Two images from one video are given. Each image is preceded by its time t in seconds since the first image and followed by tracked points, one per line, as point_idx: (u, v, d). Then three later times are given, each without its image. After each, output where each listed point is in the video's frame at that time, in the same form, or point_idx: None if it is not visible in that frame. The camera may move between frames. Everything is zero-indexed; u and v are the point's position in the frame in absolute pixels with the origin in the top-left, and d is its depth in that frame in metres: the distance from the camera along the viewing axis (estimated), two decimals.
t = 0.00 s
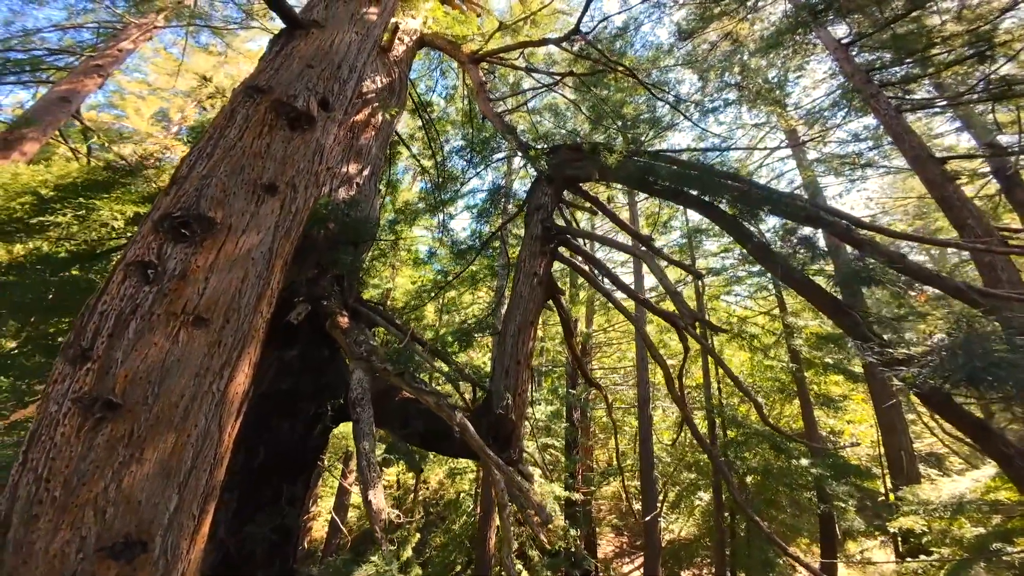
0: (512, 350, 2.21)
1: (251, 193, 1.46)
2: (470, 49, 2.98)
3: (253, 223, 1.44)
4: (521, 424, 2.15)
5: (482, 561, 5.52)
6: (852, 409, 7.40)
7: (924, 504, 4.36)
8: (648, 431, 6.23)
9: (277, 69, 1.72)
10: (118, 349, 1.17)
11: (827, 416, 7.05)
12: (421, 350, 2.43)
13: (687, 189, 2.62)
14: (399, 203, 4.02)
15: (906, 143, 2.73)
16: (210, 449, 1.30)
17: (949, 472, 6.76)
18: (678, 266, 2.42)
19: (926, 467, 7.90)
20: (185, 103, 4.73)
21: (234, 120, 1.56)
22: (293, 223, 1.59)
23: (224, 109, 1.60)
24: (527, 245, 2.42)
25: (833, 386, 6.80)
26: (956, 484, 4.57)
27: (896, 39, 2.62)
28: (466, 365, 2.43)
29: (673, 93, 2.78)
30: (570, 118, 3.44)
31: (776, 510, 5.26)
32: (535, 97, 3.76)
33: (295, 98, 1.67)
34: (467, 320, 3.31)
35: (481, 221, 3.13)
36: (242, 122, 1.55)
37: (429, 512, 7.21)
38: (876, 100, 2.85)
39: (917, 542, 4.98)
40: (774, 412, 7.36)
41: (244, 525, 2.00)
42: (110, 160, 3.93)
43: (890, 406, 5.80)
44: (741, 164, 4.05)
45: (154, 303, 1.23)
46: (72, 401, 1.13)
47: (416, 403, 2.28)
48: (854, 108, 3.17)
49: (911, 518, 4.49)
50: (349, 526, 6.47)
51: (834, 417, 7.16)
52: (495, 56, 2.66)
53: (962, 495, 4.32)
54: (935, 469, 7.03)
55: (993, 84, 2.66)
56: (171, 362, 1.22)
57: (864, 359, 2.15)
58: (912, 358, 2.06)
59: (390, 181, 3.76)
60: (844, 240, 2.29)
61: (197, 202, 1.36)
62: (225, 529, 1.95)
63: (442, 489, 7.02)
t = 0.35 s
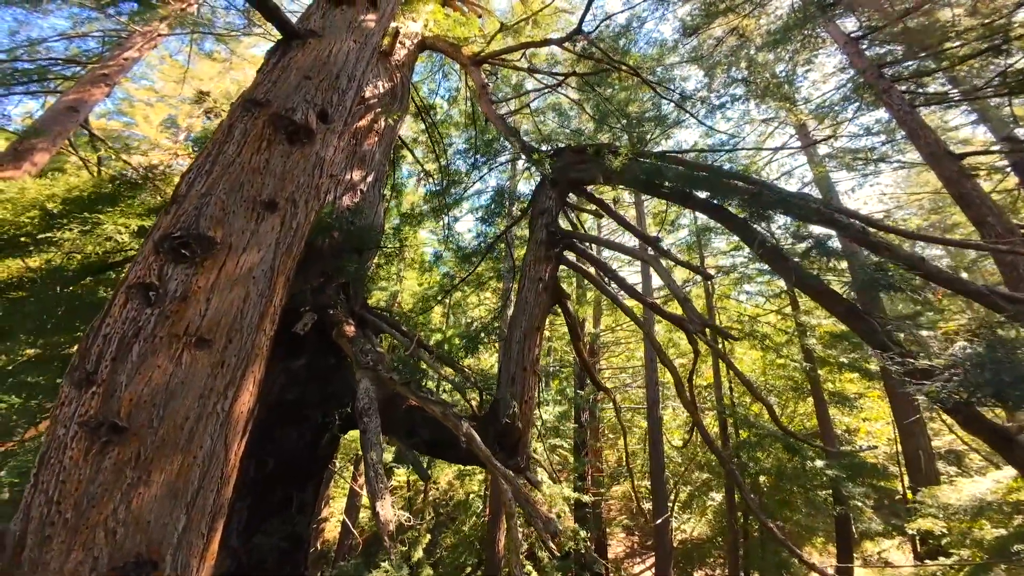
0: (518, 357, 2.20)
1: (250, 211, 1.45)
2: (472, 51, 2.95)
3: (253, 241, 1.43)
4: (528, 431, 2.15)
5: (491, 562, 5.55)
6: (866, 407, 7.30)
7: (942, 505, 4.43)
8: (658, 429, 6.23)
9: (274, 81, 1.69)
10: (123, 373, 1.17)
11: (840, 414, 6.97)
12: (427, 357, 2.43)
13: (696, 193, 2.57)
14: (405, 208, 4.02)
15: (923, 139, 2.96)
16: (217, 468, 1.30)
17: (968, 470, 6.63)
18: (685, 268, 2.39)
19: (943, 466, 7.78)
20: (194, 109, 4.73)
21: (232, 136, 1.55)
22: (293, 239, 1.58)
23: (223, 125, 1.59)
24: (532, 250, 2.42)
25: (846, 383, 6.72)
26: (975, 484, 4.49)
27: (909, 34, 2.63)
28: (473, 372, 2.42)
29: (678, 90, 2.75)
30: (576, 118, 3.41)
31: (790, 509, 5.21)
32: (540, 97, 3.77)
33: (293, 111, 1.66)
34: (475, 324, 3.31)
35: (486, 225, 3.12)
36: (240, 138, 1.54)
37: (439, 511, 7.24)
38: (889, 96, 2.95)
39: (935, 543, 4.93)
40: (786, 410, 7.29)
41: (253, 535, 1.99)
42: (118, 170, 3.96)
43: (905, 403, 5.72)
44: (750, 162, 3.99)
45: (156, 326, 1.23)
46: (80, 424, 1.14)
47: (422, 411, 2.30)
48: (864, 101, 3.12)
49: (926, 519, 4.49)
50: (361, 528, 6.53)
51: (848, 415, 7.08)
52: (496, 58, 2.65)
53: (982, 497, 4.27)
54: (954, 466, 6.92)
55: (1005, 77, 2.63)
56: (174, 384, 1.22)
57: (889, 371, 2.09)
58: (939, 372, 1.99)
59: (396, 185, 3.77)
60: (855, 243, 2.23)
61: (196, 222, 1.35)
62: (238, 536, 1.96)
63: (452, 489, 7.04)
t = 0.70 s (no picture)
0: (524, 363, 2.19)
1: (247, 229, 1.43)
2: (470, 51, 2.95)
3: (251, 260, 1.41)
4: (535, 439, 2.15)
5: (502, 562, 5.53)
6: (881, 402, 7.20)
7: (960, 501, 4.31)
8: (668, 425, 6.21)
9: (267, 93, 1.66)
10: (125, 399, 1.16)
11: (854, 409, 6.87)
12: (433, 364, 2.42)
13: (703, 192, 2.51)
14: (408, 212, 3.99)
15: (932, 132, 2.69)
16: (224, 491, 1.29)
17: (986, 464, 6.51)
18: (691, 267, 2.35)
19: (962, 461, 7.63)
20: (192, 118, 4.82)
21: (227, 152, 1.53)
22: (292, 257, 1.56)
23: (217, 140, 1.57)
24: (536, 254, 2.40)
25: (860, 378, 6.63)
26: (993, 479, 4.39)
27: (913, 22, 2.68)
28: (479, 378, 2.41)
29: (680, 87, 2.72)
30: (578, 117, 3.37)
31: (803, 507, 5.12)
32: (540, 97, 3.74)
33: (288, 125, 1.62)
34: (481, 330, 3.28)
35: (488, 229, 3.08)
36: (235, 154, 1.52)
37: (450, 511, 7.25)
38: (899, 89, 2.77)
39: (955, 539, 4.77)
40: (798, 405, 7.20)
41: (265, 548, 2.03)
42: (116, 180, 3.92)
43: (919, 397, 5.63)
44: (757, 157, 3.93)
45: (156, 351, 1.21)
46: (85, 450, 1.14)
47: (428, 420, 2.30)
48: (871, 92, 3.06)
49: (944, 517, 4.09)
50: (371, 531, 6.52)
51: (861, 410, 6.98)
52: (494, 58, 2.63)
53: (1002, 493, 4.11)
54: (972, 460, 6.79)
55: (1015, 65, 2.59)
56: (178, 409, 1.21)
57: (912, 379, 2.03)
58: (965, 379, 1.93)
59: (398, 189, 3.74)
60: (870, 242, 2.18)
61: (193, 242, 1.33)
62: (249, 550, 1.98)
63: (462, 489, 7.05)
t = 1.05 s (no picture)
0: (530, 369, 2.18)
1: (245, 246, 1.41)
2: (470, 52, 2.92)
3: (251, 277, 1.40)
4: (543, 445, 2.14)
5: (512, 562, 5.52)
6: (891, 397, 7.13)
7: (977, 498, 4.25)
8: (676, 421, 6.18)
9: (263, 104, 1.64)
10: (127, 423, 1.15)
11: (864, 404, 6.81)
12: (439, 369, 2.41)
13: (711, 192, 2.51)
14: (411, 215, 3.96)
15: (945, 126, 2.62)
16: (231, 511, 1.28)
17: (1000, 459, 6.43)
18: (696, 265, 2.33)
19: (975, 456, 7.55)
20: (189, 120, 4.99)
21: (223, 166, 1.51)
22: (292, 272, 1.54)
23: (213, 154, 1.55)
24: (540, 257, 2.38)
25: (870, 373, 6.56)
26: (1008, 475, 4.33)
27: (923, 15, 2.68)
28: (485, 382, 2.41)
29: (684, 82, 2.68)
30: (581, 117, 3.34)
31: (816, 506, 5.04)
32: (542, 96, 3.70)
33: (285, 136, 1.60)
34: (486, 334, 3.26)
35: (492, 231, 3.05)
36: (231, 168, 1.50)
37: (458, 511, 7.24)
38: (910, 83, 2.70)
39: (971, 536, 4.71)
40: (808, 400, 7.15)
41: (274, 558, 2.04)
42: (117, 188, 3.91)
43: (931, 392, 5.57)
44: (763, 154, 3.86)
45: (157, 374, 1.20)
46: (89, 475, 1.13)
47: (435, 427, 2.30)
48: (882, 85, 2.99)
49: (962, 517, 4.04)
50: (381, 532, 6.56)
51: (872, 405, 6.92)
52: (494, 58, 2.60)
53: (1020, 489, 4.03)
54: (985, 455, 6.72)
55: None
56: (181, 432, 1.20)
57: (939, 388, 2.00)
58: (990, 390, 2.01)
59: (400, 192, 3.71)
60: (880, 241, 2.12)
61: (191, 261, 1.32)
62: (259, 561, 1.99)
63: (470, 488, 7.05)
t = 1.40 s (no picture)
0: (536, 375, 2.17)
1: (245, 261, 1.40)
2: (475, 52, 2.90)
3: (252, 293, 1.39)
4: (550, 451, 2.13)
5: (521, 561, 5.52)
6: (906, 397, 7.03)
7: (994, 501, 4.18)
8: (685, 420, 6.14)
9: (263, 113, 1.62)
10: (129, 442, 1.15)
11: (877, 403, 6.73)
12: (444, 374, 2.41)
13: (721, 195, 2.47)
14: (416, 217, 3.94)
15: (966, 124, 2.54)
16: (235, 526, 1.28)
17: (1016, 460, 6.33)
18: (704, 266, 2.30)
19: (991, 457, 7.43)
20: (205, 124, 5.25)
21: (222, 178, 1.50)
22: (293, 285, 1.53)
23: (213, 165, 1.54)
24: (546, 262, 2.37)
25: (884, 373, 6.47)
26: None
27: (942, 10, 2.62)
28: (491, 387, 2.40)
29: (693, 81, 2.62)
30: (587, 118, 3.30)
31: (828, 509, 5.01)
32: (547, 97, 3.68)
33: (285, 146, 1.58)
34: (492, 337, 3.24)
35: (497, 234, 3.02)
36: (230, 180, 1.48)
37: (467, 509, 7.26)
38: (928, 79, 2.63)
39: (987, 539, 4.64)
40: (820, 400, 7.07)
41: (283, 563, 2.05)
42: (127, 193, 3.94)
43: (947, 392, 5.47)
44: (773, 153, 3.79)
45: (158, 392, 1.20)
46: (93, 493, 1.13)
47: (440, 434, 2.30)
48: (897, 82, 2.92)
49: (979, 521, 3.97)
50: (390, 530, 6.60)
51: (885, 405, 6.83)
52: (499, 58, 2.56)
53: None
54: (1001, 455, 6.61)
55: None
56: (183, 450, 1.20)
57: (963, 405, 1.95)
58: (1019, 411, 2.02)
59: (406, 193, 3.70)
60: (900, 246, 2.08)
61: (191, 277, 1.31)
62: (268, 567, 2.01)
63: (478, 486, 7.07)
